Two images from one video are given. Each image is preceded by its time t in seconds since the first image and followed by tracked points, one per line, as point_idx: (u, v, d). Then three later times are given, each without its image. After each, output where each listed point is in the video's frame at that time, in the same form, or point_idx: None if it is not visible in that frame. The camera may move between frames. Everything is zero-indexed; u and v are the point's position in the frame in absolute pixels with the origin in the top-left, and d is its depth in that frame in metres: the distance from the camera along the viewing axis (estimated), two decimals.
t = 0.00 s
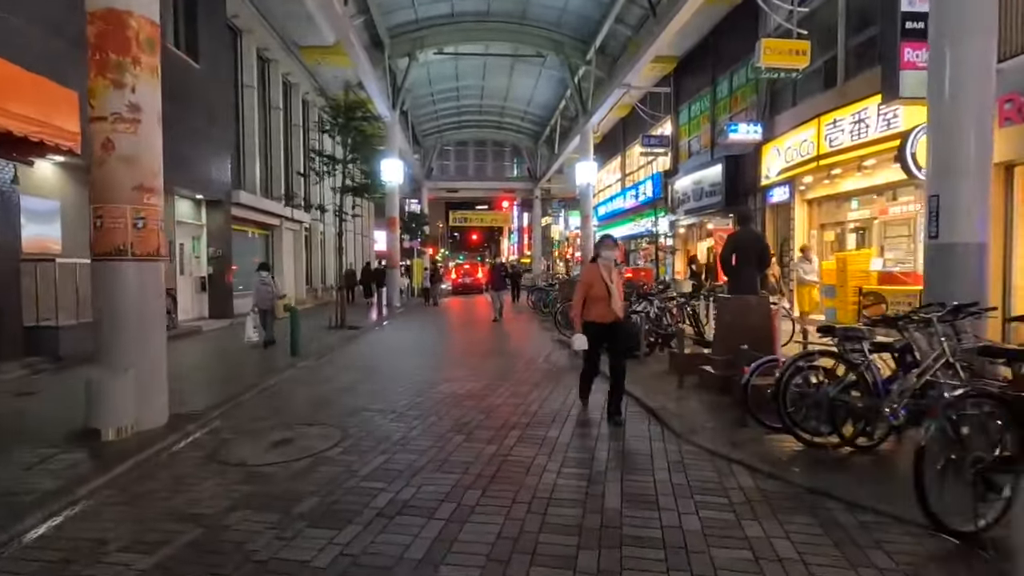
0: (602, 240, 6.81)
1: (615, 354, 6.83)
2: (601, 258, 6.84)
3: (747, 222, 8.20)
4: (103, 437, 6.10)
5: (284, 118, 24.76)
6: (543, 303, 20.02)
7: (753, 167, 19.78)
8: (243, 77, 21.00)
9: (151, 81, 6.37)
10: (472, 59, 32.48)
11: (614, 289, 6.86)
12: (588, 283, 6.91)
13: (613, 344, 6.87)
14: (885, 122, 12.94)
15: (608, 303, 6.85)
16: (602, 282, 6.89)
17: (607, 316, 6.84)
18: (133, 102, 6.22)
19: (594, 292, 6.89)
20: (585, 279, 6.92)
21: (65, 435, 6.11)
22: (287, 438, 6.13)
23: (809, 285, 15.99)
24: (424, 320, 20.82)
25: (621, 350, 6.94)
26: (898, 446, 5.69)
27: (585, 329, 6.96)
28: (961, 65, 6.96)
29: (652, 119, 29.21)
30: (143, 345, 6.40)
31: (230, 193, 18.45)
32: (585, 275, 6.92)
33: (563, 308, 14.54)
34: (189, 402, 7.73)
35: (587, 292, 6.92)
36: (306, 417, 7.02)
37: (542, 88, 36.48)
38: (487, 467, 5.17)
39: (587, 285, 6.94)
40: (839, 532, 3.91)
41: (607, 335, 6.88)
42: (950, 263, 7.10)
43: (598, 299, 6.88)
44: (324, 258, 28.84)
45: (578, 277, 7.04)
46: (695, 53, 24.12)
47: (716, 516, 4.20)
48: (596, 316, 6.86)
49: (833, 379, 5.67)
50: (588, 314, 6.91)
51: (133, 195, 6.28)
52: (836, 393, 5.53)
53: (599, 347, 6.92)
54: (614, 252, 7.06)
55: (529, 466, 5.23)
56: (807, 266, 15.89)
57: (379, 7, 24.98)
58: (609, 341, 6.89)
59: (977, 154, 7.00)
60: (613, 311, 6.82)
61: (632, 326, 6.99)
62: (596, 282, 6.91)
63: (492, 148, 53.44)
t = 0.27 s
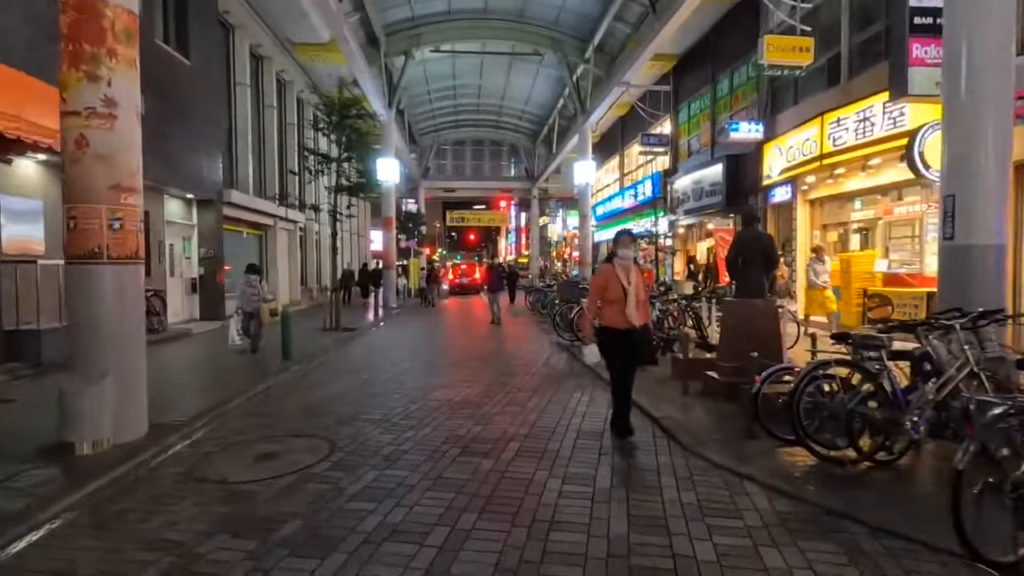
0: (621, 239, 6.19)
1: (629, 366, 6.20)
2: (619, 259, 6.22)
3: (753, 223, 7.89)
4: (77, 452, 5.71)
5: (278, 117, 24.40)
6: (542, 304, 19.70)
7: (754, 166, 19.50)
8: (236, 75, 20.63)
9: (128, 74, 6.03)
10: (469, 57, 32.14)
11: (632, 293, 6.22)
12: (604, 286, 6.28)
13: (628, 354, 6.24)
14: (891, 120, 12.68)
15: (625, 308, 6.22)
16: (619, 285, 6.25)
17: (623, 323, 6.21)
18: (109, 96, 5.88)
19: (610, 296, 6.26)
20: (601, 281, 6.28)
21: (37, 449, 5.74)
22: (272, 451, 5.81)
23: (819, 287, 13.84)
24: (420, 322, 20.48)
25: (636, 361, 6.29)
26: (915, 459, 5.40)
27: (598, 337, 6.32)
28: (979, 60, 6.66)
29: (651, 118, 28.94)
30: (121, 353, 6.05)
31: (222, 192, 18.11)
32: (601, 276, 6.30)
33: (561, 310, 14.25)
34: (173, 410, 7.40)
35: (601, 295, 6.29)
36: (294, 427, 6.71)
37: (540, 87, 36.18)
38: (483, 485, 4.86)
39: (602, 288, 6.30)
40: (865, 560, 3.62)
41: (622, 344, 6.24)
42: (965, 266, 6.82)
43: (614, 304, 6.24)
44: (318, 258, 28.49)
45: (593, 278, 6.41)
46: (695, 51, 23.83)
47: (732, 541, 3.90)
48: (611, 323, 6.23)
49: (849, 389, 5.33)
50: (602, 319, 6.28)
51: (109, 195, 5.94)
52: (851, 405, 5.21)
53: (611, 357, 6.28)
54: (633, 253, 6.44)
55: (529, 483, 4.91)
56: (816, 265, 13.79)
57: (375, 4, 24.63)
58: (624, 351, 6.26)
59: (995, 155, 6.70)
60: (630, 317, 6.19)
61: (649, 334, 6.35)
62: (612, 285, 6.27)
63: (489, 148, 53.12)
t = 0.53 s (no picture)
0: (650, 232, 4.95)
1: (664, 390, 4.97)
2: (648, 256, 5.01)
3: (765, 217, 7.53)
4: (51, 459, 5.40)
5: (273, 114, 24.01)
6: (541, 303, 19.36)
7: (758, 163, 19.18)
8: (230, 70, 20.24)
9: (105, 58, 5.68)
10: (467, 54, 31.80)
11: (665, 300, 5.01)
12: (629, 291, 5.05)
13: (661, 375, 5.00)
14: (901, 114, 12.35)
15: (656, 317, 5.01)
16: (649, 290, 5.04)
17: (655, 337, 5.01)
18: (84, 82, 5.52)
19: (638, 303, 5.04)
20: (625, 284, 5.08)
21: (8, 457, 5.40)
22: (259, 458, 5.47)
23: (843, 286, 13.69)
24: (418, 321, 20.15)
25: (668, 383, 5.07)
26: (942, 467, 5.07)
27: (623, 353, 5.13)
28: (1008, 44, 6.26)
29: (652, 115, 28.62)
30: (97, 354, 5.69)
31: (216, 189, 17.75)
32: (624, 280, 5.07)
33: (563, 309, 13.90)
34: (157, 415, 7.03)
35: (626, 301, 5.08)
36: (283, 432, 6.36)
37: (539, 85, 35.84)
38: (484, 497, 4.51)
39: (627, 292, 5.09)
40: None
41: (654, 362, 5.02)
42: (990, 262, 6.46)
43: (643, 313, 5.03)
44: (315, 257, 28.13)
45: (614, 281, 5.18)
46: (696, 47, 23.53)
47: (755, 562, 3.55)
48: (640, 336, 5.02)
49: (874, 392, 4.96)
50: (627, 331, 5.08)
51: (83, 185, 5.59)
52: (877, 409, 4.85)
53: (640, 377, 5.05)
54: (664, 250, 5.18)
55: (533, 495, 4.56)
56: (837, 264, 13.71)
57: None
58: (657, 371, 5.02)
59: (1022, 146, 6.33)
60: (663, 329, 4.99)
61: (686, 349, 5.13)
62: (639, 290, 5.05)
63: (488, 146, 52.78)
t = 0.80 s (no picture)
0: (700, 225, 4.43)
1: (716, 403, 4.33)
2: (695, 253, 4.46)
3: (783, 216, 7.16)
4: (24, 476, 5.04)
5: (271, 112, 23.64)
6: (544, 304, 18.98)
7: (764, 161, 18.80)
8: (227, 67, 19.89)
9: (83, 46, 5.32)
10: (468, 52, 31.43)
11: (713, 303, 4.42)
12: (673, 291, 4.45)
13: (712, 388, 4.39)
14: (915, 110, 11.98)
15: (705, 322, 4.41)
16: (694, 291, 4.46)
17: (703, 344, 4.41)
18: (61, 70, 5.17)
19: (683, 306, 4.44)
20: (669, 284, 4.47)
21: None
22: (246, 474, 5.10)
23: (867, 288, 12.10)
24: (418, 323, 19.79)
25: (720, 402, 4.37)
26: (981, 485, 4.71)
27: (666, 363, 4.51)
28: None
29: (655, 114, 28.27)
30: (74, 363, 5.32)
31: (211, 188, 17.39)
32: (667, 278, 4.47)
33: (566, 311, 13.57)
34: (141, 425, 6.67)
35: (670, 305, 4.46)
36: (274, 444, 6.00)
37: (540, 83, 35.48)
38: (488, 521, 4.15)
39: (670, 294, 4.48)
40: None
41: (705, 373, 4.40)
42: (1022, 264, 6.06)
43: (688, 316, 4.43)
44: (314, 257, 27.78)
45: (654, 281, 4.57)
46: (701, 44, 23.16)
47: None
48: (685, 344, 4.43)
49: (908, 405, 4.59)
50: (671, 339, 4.48)
51: (59, 181, 5.23)
52: (912, 424, 4.47)
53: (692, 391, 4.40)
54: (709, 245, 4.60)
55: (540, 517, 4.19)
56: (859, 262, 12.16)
57: None
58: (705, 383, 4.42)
59: None
60: (712, 335, 4.39)
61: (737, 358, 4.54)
62: (684, 291, 4.46)
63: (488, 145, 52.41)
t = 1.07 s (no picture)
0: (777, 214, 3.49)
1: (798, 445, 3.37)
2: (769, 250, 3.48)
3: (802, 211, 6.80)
4: None
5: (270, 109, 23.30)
6: (547, 304, 18.60)
7: (772, 158, 18.41)
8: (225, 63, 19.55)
9: (57, 27, 4.96)
10: (469, 49, 31.07)
11: (796, 314, 3.40)
12: (740, 301, 3.45)
13: (793, 422, 3.42)
14: (932, 104, 11.61)
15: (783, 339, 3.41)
16: (770, 300, 3.44)
17: (782, 367, 3.43)
18: (33, 53, 4.80)
19: (753, 320, 3.46)
20: (736, 289, 3.45)
21: None
22: (232, 487, 4.75)
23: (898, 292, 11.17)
24: (419, 323, 19.41)
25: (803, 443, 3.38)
26: None
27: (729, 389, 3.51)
28: None
29: (659, 111, 27.91)
30: (50, 368, 4.97)
31: (208, 185, 17.08)
32: (734, 283, 3.45)
33: (570, 312, 13.22)
34: (126, 432, 6.32)
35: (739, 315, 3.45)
36: (263, 454, 5.64)
37: (543, 80, 35.11)
38: (494, 542, 3.77)
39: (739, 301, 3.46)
40: None
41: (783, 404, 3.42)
42: None
43: (761, 333, 3.46)
44: (313, 257, 27.46)
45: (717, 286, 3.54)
46: (707, 39, 22.78)
47: None
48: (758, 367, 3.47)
49: (950, 416, 4.24)
50: (739, 357, 3.52)
51: (31, 172, 4.86)
52: (955, 436, 4.13)
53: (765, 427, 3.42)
54: (790, 239, 3.54)
55: (552, 538, 3.83)
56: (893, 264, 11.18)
57: None
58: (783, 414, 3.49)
59: None
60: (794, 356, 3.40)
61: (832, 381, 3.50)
62: (756, 298, 3.43)
63: (490, 144, 52.05)
